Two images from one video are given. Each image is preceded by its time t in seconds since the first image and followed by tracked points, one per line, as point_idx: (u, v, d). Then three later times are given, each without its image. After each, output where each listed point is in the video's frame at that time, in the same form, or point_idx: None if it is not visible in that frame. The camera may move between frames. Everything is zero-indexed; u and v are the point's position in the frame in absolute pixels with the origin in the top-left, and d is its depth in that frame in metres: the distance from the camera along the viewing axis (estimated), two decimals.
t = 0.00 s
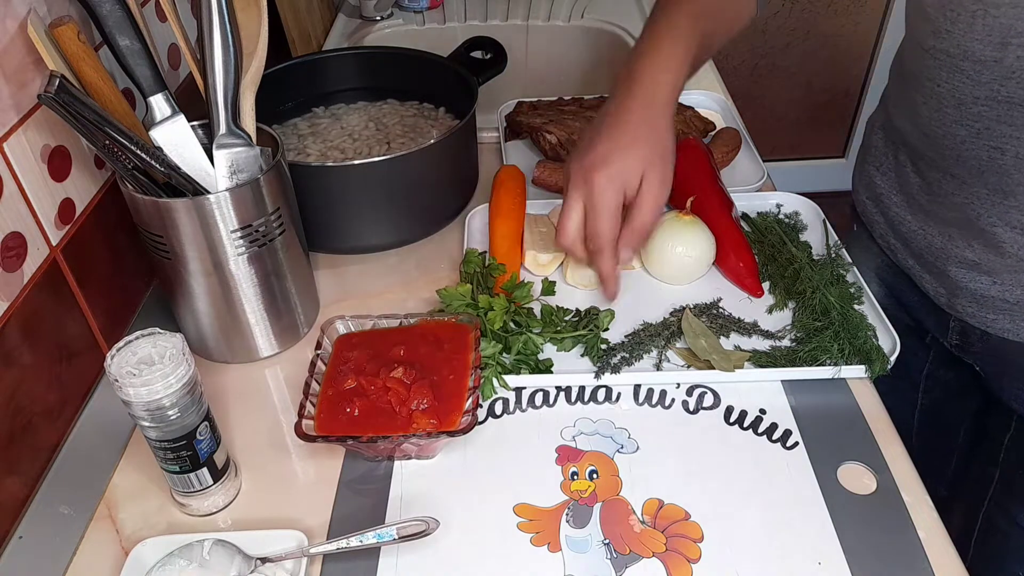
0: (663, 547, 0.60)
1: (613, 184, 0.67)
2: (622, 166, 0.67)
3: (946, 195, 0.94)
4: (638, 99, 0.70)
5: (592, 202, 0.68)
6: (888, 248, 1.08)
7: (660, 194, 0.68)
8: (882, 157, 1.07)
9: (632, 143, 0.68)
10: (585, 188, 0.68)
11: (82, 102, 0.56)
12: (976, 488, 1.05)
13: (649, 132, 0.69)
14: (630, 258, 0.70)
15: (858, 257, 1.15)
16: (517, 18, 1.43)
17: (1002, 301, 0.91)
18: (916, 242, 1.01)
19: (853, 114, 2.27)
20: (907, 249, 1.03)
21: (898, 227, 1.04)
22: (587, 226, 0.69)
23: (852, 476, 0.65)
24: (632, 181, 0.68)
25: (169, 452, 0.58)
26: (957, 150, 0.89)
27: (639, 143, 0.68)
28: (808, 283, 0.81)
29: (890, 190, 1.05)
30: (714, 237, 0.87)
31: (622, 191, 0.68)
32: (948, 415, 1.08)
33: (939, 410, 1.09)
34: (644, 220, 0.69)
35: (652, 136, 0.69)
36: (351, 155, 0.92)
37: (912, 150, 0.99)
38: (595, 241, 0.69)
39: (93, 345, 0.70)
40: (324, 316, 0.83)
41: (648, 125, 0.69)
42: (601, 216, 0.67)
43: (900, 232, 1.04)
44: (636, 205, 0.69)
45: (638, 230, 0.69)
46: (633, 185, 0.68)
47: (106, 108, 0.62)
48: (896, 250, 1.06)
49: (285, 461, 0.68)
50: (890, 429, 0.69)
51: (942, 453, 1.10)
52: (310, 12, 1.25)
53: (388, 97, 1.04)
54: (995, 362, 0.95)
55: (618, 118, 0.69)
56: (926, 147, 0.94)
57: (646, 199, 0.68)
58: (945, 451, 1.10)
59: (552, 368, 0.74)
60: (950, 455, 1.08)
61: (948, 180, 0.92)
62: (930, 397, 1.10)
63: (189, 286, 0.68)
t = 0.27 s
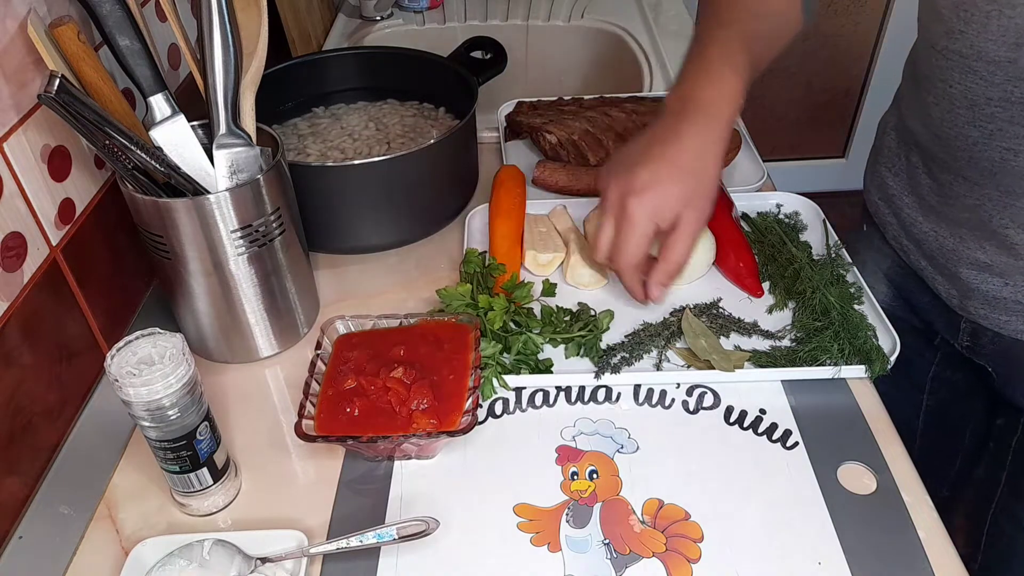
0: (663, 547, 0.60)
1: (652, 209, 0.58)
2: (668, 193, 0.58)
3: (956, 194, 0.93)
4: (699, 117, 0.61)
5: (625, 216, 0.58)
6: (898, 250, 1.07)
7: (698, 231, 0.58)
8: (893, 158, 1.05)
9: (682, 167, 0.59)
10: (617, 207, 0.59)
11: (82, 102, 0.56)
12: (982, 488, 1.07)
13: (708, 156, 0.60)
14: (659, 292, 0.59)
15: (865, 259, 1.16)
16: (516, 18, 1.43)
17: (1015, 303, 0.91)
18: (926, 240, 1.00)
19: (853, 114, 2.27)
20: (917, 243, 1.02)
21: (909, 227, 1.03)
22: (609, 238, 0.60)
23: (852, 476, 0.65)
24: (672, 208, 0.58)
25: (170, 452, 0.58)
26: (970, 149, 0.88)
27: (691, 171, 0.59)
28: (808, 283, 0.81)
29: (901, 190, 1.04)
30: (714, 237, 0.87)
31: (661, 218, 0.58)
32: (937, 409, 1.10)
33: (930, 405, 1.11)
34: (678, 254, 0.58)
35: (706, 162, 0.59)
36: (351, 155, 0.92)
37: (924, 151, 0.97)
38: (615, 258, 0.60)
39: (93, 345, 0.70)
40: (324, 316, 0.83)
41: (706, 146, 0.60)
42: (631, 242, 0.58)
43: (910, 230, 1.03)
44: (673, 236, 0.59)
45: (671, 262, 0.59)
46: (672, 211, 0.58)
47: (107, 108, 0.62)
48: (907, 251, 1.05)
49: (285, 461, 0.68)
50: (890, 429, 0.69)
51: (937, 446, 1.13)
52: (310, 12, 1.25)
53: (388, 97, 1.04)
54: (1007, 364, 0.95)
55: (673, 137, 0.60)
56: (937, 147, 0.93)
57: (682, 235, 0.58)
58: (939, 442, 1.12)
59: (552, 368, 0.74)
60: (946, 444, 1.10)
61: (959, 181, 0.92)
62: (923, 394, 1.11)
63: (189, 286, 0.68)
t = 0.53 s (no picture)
0: (663, 548, 0.60)
1: (654, 251, 0.72)
2: (668, 233, 0.72)
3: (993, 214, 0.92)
4: (706, 172, 0.71)
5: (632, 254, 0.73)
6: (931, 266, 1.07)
7: (699, 270, 0.72)
8: (933, 170, 1.04)
9: (685, 213, 0.71)
10: (626, 247, 0.74)
11: (82, 102, 0.56)
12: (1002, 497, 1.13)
13: (707, 204, 0.71)
14: (667, 325, 0.74)
15: (901, 270, 1.16)
16: (516, 18, 1.43)
17: None
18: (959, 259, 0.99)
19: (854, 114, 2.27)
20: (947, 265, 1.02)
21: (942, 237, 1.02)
22: (619, 272, 0.75)
23: (852, 476, 0.65)
24: (674, 251, 0.72)
25: (170, 453, 0.58)
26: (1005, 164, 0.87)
27: (694, 219, 0.71)
28: (808, 284, 0.81)
29: (939, 204, 1.03)
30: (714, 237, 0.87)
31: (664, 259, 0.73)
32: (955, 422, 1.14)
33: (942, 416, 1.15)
34: (683, 291, 0.73)
35: (706, 211, 0.71)
36: (351, 155, 0.92)
37: (962, 166, 0.96)
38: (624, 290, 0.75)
39: (93, 345, 0.70)
40: (324, 316, 0.83)
41: (708, 197, 0.71)
42: (637, 274, 0.73)
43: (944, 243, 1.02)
44: (679, 275, 0.73)
45: (676, 298, 0.73)
46: (675, 254, 0.73)
47: (106, 107, 0.62)
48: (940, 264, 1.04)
49: (285, 461, 0.68)
50: (890, 429, 0.69)
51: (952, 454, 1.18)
52: (310, 12, 1.25)
53: (388, 97, 1.04)
54: None
55: (679, 188, 0.72)
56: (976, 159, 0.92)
57: (685, 275, 0.73)
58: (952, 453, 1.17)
59: (552, 368, 0.74)
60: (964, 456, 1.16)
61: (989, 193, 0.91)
62: (940, 405, 1.15)
63: (189, 286, 0.68)
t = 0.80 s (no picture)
0: (663, 547, 0.60)
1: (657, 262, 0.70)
2: (671, 246, 0.70)
3: None
4: (714, 187, 0.69)
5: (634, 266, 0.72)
6: (975, 293, 1.05)
7: (703, 287, 0.71)
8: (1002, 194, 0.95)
9: (689, 227, 0.69)
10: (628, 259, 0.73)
11: (82, 102, 0.56)
12: None
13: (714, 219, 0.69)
14: (678, 343, 0.73)
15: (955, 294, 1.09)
16: (517, 19, 1.43)
17: None
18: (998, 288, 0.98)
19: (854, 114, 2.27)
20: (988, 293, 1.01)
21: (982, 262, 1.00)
22: (622, 283, 0.74)
23: (852, 476, 0.65)
24: (678, 263, 0.71)
25: (170, 453, 0.58)
26: None
27: (699, 236, 0.69)
28: (809, 283, 0.81)
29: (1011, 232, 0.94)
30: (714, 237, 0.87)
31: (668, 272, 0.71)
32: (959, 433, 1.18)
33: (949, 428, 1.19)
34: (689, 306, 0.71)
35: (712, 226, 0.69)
36: (351, 155, 0.92)
37: None
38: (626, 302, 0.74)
39: (93, 345, 0.70)
40: (324, 316, 0.83)
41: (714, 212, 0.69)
42: (639, 286, 0.72)
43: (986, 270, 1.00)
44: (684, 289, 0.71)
45: (683, 313, 0.72)
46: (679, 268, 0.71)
47: (106, 107, 0.62)
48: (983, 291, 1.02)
49: (285, 461, 0.68)
50: (890, 429, 0.69)
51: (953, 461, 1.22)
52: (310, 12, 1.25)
53: (388, 97, 1.04)
54: None
55: (686, 205, 0.70)
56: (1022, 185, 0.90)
57: (691, 289, 0.71)
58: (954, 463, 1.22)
59: (552, 368, 0.74)
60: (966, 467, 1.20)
61: None
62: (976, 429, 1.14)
63: (189, 286, 0.68)
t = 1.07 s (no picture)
0: (663, 547, 0.60)
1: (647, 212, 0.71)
2: (664, 196, 0.70)
3: None
4: (723, 151, 0.68)
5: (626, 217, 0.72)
6: None
7: (690, 247, 0.70)
8: None
9: (686, 183, 0.68)
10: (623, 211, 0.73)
11: (82, 102, 0.56)
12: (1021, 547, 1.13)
13: (713, 179, 0.68)
14: (661, 301, 0.73)
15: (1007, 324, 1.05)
16: (516, 19, 1.43)
17: None
18: None
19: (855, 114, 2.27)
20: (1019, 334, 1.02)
21: None
22: (613, 235, 0.74)
23: (852, 476, 0.65)
24: (667, 218, 0.70)
25: (170, 453, 0.58)
26: None
27: (699, 194, 0.68)
28: (809, 284, 0.81)
29: None
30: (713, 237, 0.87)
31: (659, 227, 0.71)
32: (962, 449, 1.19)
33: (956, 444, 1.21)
34: (673, 264, 0.71)
35: (709, 185, 0.68)
36: (351, 155, 0.92)
37: None
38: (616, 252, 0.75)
39: (93, 345, 0.70)
40: (324, 316, 0.83)
41: (713, 173, 0.68)
42: (628, 239, 0.72)
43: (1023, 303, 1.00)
44: (671, 247, 0.71)
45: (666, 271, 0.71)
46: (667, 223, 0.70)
47: (106, 107, 0.62)
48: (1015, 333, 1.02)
49: (285, 461, 0.68)
50: (891, 429, 0.69)
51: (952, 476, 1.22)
52: (310, 12, 1.25)
53: (388, 97, 1.04)
54: None
55: (693, 163, 0.69)
56: None
57: (676, 246, 0.70)
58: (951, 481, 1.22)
59: (552, 368, 0.74)
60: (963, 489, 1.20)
61: None
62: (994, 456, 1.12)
63: (189, 286, 0.68)
